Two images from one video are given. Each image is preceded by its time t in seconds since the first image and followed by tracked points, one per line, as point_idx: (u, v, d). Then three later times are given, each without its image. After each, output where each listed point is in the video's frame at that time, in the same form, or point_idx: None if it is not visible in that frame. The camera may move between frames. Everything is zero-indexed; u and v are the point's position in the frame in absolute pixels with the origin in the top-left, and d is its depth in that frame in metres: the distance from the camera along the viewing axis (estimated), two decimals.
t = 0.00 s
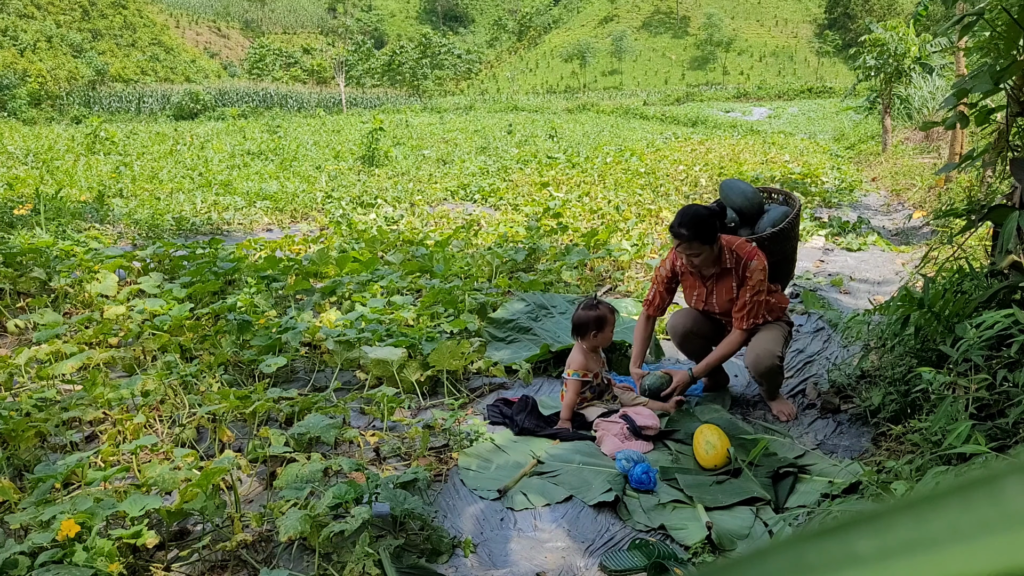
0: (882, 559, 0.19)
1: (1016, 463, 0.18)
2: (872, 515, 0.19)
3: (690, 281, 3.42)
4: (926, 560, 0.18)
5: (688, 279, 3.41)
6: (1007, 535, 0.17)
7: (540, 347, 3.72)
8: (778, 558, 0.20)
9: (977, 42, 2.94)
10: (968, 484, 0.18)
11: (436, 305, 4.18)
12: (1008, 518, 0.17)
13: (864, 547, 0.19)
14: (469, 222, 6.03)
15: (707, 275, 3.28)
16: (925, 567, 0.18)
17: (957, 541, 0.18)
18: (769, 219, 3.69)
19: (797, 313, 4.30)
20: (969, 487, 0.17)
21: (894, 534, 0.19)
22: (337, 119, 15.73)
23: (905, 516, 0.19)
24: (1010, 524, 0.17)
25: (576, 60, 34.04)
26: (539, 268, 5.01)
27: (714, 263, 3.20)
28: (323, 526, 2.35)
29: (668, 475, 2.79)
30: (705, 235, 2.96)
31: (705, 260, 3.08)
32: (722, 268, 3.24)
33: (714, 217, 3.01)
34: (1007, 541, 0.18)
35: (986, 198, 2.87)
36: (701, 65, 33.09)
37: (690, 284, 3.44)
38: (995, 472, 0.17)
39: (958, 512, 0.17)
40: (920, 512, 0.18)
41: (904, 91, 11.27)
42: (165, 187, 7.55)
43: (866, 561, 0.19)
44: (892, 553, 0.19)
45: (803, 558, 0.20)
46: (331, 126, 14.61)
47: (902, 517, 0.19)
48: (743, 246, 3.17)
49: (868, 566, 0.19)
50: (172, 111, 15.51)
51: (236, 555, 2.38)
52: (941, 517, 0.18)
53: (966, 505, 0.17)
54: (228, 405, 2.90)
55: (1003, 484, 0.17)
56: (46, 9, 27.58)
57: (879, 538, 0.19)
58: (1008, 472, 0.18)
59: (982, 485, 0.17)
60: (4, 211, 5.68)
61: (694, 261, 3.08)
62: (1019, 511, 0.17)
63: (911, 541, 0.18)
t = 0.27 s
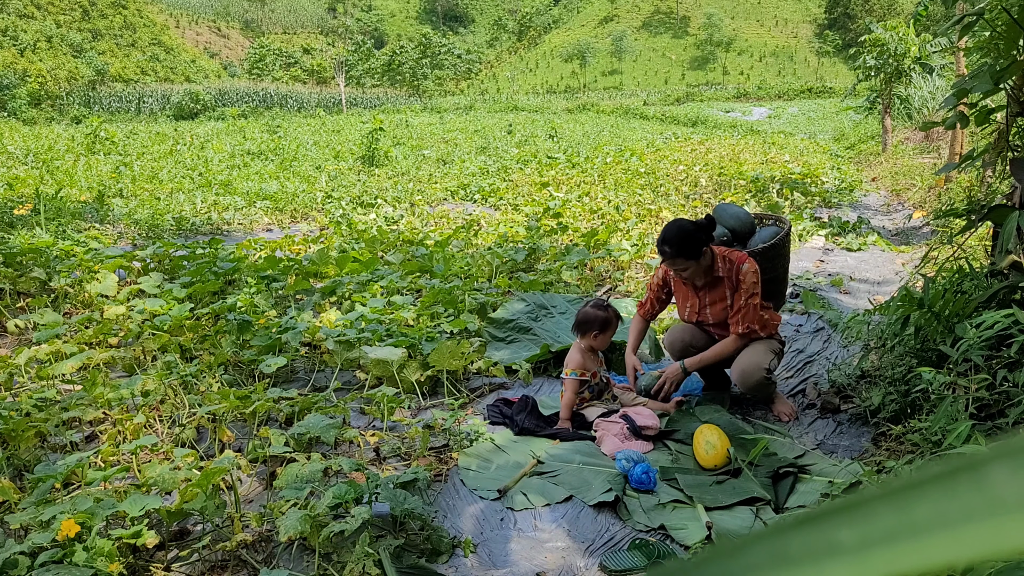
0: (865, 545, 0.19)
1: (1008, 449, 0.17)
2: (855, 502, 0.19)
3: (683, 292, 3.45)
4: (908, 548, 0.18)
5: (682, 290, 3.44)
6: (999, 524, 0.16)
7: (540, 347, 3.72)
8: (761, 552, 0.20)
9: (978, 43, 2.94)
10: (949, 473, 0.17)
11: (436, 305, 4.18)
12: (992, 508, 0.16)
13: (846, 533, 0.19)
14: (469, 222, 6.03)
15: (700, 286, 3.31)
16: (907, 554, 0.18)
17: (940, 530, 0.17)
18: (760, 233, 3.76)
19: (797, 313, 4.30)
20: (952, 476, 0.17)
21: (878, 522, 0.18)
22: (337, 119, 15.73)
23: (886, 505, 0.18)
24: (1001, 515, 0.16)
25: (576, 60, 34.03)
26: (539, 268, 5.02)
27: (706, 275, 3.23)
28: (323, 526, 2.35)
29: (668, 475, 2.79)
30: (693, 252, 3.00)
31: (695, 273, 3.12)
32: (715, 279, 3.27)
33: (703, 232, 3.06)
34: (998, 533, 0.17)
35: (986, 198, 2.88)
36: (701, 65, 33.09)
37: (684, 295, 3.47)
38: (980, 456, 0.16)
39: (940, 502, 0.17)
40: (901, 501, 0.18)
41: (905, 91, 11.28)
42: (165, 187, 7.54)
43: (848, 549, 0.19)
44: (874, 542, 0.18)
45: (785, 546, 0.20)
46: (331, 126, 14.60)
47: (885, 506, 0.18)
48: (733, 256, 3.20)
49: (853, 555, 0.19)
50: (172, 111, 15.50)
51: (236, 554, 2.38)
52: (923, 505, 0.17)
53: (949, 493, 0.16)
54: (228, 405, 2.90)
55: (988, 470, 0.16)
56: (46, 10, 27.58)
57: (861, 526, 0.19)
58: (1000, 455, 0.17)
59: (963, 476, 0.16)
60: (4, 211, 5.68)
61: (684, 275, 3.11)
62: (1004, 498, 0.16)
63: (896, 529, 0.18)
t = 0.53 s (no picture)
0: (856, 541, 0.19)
1: (1001, 444, 0.17)
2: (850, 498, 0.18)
3: (682, 289, 3.48)
4: (904, 546, 0.18)
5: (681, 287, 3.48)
6: (997, 522, 0.17)
7: (540, 347, 3.72)
8: (758, 551, 0.20)
9: (978, 42, 2.93)
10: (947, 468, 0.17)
11: (436, 305, 4.18)
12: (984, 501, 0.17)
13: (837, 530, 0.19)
14: (469, 222, 6.03)
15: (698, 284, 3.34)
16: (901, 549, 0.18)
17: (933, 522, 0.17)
18: (749, 228, 3.84)
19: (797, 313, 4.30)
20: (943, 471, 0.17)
21: (871, 519, 0.18)
22: (337, 119, 15.73)
23: (880, 501, 0.18)
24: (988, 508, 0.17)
25: (576, 60, 34.03)
26: (539, 268, 5.02)
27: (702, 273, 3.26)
28: (323, 526, 2.35)
29: (668, 475, 2.79)
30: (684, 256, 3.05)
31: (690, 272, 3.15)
32: (712, 276, 3.30)
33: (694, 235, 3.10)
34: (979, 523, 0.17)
35: (985, 198, 2.88)
36: (701, 64, 33.10)
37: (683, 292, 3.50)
38: (977, 451, 0.16)
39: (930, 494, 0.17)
40: (896, 499, 0.18)
41: (905, 91, 11.28)
42: (165, 187, 7.54)
43: (845, 549, 0.19)
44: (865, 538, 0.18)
45: (781, 546, 0.20)
46: (331, 125, 14.60)
47: (881, 499, 0.18)
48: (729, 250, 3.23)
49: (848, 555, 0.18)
50: (172, 111, 15.49)
51: (236, 554, 2.38)
52: (921, 501, 0.17)
53: (949, 488, 0.17)
54: (228, 405, 2.90)
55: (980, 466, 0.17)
56: (46, 10, 27.64)
57: (859, 524, 0.18)
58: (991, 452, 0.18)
59: (963, 470, 0.16)
60: (4, 211, 5.68)
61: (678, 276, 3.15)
62: (1001, 497, 0.16)
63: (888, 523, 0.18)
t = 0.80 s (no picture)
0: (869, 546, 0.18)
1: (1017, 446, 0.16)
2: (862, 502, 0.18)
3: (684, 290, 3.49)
4: (915, 551, 0.17)
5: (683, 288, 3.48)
6: (1013, 528, 0.16)
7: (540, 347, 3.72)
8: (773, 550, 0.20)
9: (978, 42, 2.93)
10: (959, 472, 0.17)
11: (436, 305, 4.18)
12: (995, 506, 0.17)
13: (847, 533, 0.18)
14: (469, 222, 6.03)
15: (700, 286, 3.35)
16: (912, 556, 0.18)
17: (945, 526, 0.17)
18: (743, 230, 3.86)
19: (797, 313, 4.30)
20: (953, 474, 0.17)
21: (882, 524, 0.18)
22: (337, 119, 15.73)
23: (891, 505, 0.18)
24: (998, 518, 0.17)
25: (576, 60, 34.03)
26: (539, 268, 5.02)
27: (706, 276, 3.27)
28: (322, 526, 2.35)
29: (669, 475, 2.79)
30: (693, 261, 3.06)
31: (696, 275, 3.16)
32: (715, 280, 3.31)
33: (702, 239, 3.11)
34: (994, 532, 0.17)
35: (986, 198, 2.87)
36: (701, 64, 33.11)
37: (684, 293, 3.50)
38: (991, 455, 0.15)
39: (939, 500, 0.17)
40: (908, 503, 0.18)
41: (905, 91, 11.28)
42: (165, 187, 7.54)
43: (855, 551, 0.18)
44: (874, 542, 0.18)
45: (798, 547, 0.19)
46: (331, 125, 14.60)
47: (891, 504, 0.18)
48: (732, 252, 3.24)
49: (861, 563, 0.18)
50: (172, 111, 15.50)
51: (236, 554, 2.38)
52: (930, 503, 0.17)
53: (958, 493, 0.16)
54: (228, 405, 2.90)
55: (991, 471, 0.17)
56: (46, 10, 27.64)
57: (869, 529, 0.18)
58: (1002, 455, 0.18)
59: (970, 476, 0.16)
60: (4, 211, 5.68)
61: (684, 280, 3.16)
62: (1016, 498, 0.16)
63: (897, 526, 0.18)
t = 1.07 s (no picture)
0: (889, 554, 0.18)
1: None
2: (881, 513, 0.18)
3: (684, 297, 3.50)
4: (930, 559, 0.18)
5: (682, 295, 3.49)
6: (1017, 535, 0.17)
7: (540, 347, 3.73)
8: (790, 557, 0.20)
9: (978, 43, 2.94)
10: (975, 483, 0.17)
11: (436, 305, 4.18)
12: (1010, 517, 0.17)
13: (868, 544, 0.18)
14: (469, 222, 6.04)
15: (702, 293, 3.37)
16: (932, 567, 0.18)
17: (960, 537, 0.17)
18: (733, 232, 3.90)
19: (797, 313, 4.30)
20: (972, 487, 0.17)
21: (901, 533, 0.18)
22: (337, 119, 15.73)
23: (912, 516, 0.18)
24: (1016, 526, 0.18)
25: (576, 60, 34.02)
26: (539, 268, 5.02)
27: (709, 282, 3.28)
28: (323, 526, 2.36)
29: (669, 474, 2.79)
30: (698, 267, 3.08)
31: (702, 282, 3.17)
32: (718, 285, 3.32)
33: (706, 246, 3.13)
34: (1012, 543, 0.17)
35: (985, 198, 2.88)
36: (700, 65, 33.13)
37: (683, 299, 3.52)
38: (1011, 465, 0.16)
39: (962, 515, 0.17)
40: (924, 513, 0.18)
41: (905, 91, 11.28)
42: (165, 187, 7.54)
43: (880, 557, 0.19)
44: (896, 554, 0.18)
45: (818, 556, 0.20)
46: (331, 125, 14.59)
47: (909, 517, 0.18)
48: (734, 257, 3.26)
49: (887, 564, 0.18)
50: (172, 111, 15.49)
51: (236, 554, 2.38)
52: (951, 517, 0.17)
53: (970, 504, 0.17)
54: (228, 405, 2.90)
55: (1007, 484, 0.17)
56: (46, 9, 27.64)
57: (885, 534, 0.18)
58: (1017, 467, 0.18)
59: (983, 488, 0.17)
60: (4, 211, 5.67)
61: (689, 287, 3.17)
62: None
63: (917, 538, 0.18)
